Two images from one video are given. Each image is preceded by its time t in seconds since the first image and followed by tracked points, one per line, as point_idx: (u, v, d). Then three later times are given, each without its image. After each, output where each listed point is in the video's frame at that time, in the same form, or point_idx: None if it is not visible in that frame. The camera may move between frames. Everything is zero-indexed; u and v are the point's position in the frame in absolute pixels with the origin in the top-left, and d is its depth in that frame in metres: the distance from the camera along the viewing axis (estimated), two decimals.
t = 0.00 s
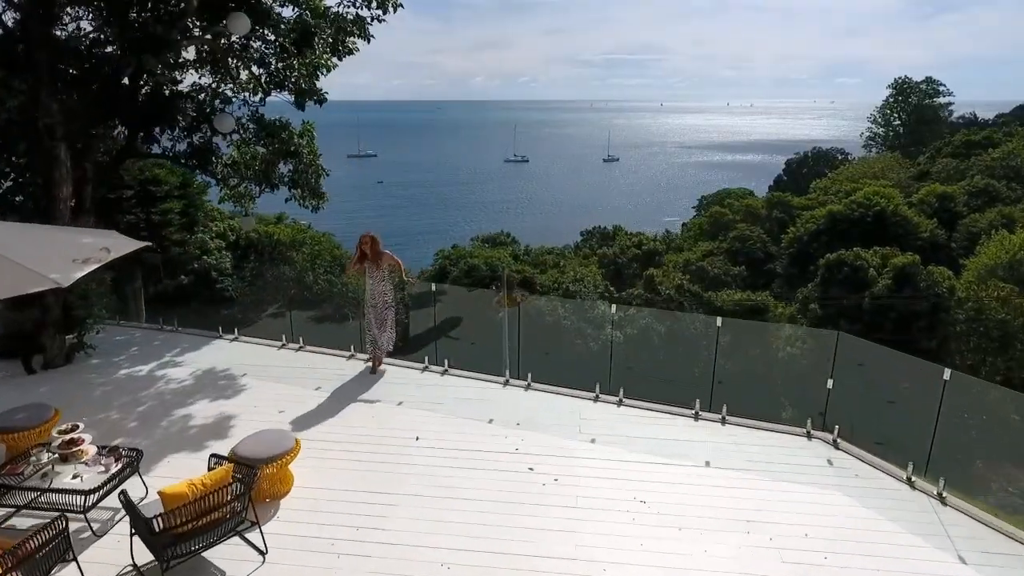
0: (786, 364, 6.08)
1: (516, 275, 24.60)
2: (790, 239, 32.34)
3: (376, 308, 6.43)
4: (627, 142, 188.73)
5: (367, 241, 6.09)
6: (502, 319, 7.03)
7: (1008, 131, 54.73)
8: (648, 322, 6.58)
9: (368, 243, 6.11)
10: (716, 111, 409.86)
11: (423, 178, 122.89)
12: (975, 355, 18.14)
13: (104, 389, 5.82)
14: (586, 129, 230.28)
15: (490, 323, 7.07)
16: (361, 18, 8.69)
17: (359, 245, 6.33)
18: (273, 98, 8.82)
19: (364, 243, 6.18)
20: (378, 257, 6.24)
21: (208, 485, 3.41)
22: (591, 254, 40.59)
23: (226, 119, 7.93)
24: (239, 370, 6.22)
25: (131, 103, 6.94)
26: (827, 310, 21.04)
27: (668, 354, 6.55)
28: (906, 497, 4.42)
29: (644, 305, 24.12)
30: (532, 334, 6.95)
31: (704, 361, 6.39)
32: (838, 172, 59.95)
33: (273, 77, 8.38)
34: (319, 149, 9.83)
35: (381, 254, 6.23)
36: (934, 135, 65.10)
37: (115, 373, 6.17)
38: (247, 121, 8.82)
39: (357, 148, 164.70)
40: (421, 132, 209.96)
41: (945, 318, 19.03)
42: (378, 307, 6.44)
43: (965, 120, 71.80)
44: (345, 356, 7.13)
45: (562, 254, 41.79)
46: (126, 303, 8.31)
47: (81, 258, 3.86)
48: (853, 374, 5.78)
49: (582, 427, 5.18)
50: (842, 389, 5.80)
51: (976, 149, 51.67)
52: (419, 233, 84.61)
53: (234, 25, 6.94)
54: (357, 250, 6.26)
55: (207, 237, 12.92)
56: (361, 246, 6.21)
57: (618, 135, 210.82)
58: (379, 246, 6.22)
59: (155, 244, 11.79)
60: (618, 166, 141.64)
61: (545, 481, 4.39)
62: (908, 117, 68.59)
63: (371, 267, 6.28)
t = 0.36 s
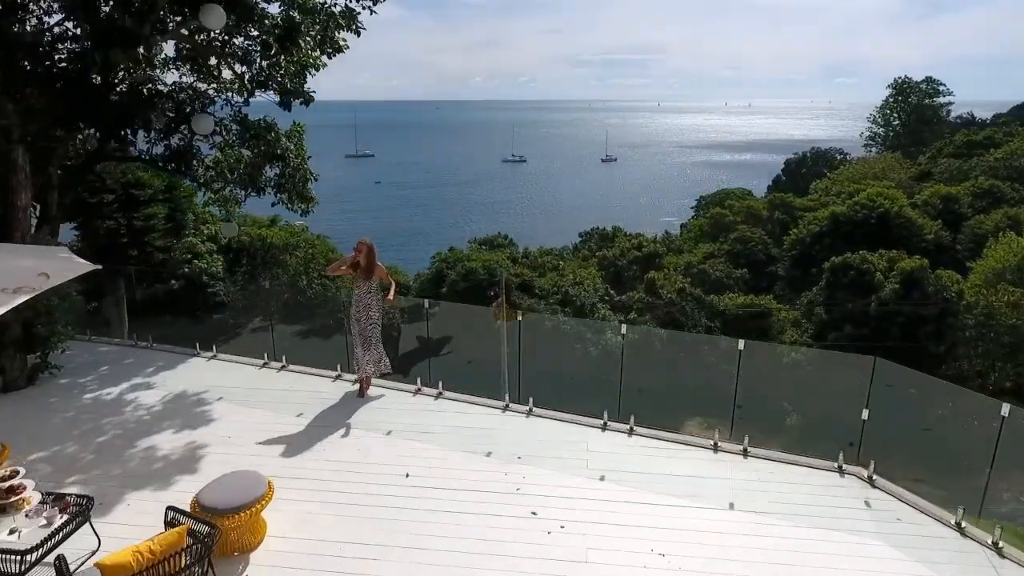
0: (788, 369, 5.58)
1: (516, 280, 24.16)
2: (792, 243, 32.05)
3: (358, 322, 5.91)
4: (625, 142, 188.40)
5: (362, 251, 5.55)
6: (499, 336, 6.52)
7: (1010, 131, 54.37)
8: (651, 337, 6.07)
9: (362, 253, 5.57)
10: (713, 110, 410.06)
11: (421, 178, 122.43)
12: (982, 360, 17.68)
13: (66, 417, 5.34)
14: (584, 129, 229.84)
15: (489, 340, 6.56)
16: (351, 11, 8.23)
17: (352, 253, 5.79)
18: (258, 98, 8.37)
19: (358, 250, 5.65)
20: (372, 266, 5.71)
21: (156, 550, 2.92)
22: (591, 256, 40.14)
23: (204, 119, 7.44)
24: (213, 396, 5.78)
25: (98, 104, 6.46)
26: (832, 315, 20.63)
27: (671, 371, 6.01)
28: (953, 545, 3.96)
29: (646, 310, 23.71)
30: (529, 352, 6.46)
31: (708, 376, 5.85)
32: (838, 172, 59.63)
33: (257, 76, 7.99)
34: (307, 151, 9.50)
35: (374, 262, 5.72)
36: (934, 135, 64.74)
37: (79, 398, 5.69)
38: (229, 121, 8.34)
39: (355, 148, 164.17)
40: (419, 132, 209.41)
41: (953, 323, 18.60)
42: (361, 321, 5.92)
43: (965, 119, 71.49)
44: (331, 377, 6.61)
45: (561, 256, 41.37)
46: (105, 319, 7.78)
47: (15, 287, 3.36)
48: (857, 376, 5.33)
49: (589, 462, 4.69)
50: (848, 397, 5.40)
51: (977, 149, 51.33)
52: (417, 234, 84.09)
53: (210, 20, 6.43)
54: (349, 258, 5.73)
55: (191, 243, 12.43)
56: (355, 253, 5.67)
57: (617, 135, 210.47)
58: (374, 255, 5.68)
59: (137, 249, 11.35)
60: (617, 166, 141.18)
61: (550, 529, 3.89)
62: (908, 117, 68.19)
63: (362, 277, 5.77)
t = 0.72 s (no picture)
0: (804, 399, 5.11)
1: (517, 284, 23.54)
2: (798, 246, 31.52)
3: (340, 344, 5.32)
4: (626, 142, 187.71)
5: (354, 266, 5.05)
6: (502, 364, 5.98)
7: (1017, 131, 53.72)
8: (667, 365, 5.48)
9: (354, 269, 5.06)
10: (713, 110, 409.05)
11: (421, 178, 121.88)
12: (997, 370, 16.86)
13: (16, 455, 4.78)
14: (585, 129, 229.21)
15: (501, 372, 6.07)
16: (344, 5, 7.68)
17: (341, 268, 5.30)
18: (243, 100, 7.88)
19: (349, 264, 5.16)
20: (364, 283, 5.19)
21: None
22: (593, 259, 39.50)
23: (180, 119, 6.88)
24: (182, 429, 5.23)
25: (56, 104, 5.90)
26: (843, 321, 20.05)
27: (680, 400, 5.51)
28: None
29: (652, 315, 23.12)
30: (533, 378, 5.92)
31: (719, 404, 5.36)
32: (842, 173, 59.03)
33: (240, 74, 7.42)
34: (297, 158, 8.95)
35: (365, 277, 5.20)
36: (939, 136, 64.08)
37: (32, 432, 5.14)
38: (210, 124, 7.88)
39: (355, 148, 163.51)
40: (420, 132, 208.88)
41: (969, 331, 18.01)
42: (343, 346, 5.35)
43: (970, 119, 70.84)
44: (314, 409, 5.93)
45: (563, 259, 40.74)
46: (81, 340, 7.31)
47: None
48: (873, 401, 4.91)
49: (603, 517, 4.16)
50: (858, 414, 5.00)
51: (984, 149, 50.72)
52: (417, 235, 83.46)
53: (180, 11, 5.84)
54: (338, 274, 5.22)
55: (176, 248, 11.87)
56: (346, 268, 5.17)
57: (618, 134, 209.70)
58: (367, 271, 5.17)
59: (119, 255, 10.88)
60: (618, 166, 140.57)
61: None
62: (912, 116, 67.49)
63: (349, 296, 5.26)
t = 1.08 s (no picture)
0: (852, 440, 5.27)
1: (520, 288, 22.91)
2: (807, 250, 30.92)
3: (325, 374, 5.11)
4: (628, 142, 186.86)
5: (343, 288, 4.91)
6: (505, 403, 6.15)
7: None
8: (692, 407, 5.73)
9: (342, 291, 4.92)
10: (715, 110, 408.36)
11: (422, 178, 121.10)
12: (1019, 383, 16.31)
13: None
14: (587, 129, 228.24)
15: (495, 405, 6.29)
16: None
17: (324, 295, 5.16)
18: (223, 100, 7.29)
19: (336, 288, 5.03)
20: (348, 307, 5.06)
21: None
22: (596, 262, 38.89)
23: (149, 121, 6.41)
24: (136, 477, 5.09)
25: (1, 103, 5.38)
26: (857, 329, 19.46)
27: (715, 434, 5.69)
28: None
29: (658, 322, 22.54)
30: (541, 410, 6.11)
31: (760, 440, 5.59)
32: (849, 173, 58.24)
33: (218, 70, 6.82)
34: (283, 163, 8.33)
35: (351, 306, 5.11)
36: (946, 136, 63.30)
37: None
38: (186, 125, 7.30)
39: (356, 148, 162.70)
40: (421, 132, 208.15)
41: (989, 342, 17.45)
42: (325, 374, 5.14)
43: (976, 120, 70.09)
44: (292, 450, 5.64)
45: (566, 261, 40.07)
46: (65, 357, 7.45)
47: None
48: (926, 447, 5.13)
49: None
50: (901, 449, 5.20)
51: (993, 150, 50.01)
52: (418, 235, 82.78)
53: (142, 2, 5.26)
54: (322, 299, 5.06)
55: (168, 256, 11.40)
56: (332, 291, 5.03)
57: (620, 135, 209.06)
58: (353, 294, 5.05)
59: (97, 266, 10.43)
60: (620, 166, 139.76)
61: None
62: (918, 117, 66.60)
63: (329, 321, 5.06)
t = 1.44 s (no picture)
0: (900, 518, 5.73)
1: (521, 292, 22.29)
2: (814, 254, 30.38)
3: (293, 419, 5.07)
4: (629, 143, 186.20)
5: (303, 321, 4.86)
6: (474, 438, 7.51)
7: None
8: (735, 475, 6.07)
9: (303, 324, 4.87)
10: (716, 109, 407.39)
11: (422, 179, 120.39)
12: None
13: None
14: (587, 129, 227.34)
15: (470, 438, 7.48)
16: None
17: (289, 330, 5.11)
18: (195, 99, 6.76)
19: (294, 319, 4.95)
20: (314, 344, 5.01)
21: None
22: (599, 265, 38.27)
23: (104, 124, 6.09)
24: (79, 542, 5.33)
25: None
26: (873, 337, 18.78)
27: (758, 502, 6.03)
28: None
29: (664, 329, 21.74)
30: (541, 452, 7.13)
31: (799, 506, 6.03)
32: (854, 174, 57.53)
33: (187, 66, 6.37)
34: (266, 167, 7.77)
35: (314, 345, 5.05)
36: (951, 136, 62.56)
37: None
38: (154, 127, 6.79)
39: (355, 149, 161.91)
40: (421, 132, 207.55)
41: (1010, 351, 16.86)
42: (294, 417, 5.09)
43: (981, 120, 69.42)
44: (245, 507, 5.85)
45: (567, 263, 39.46)
46: (37, 374, 9.20)
47: None
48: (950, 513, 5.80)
49: None
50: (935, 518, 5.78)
51: (1000, 150, 49.36)
52: (418, 235, 82.14)
53: None
54: (286, 337, 5.04)
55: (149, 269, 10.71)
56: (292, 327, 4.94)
57: (620, 135, 208.74)
58: (320, 330, 5.01)
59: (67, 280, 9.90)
60: (621, 166, 139.00)
61: None
62: (922, 117, 65.91)
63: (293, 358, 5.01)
